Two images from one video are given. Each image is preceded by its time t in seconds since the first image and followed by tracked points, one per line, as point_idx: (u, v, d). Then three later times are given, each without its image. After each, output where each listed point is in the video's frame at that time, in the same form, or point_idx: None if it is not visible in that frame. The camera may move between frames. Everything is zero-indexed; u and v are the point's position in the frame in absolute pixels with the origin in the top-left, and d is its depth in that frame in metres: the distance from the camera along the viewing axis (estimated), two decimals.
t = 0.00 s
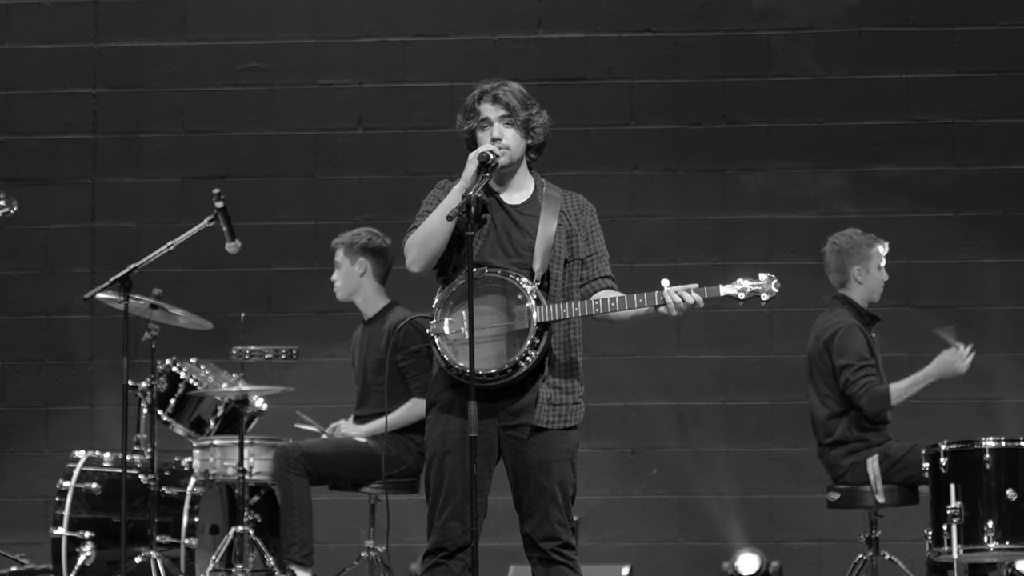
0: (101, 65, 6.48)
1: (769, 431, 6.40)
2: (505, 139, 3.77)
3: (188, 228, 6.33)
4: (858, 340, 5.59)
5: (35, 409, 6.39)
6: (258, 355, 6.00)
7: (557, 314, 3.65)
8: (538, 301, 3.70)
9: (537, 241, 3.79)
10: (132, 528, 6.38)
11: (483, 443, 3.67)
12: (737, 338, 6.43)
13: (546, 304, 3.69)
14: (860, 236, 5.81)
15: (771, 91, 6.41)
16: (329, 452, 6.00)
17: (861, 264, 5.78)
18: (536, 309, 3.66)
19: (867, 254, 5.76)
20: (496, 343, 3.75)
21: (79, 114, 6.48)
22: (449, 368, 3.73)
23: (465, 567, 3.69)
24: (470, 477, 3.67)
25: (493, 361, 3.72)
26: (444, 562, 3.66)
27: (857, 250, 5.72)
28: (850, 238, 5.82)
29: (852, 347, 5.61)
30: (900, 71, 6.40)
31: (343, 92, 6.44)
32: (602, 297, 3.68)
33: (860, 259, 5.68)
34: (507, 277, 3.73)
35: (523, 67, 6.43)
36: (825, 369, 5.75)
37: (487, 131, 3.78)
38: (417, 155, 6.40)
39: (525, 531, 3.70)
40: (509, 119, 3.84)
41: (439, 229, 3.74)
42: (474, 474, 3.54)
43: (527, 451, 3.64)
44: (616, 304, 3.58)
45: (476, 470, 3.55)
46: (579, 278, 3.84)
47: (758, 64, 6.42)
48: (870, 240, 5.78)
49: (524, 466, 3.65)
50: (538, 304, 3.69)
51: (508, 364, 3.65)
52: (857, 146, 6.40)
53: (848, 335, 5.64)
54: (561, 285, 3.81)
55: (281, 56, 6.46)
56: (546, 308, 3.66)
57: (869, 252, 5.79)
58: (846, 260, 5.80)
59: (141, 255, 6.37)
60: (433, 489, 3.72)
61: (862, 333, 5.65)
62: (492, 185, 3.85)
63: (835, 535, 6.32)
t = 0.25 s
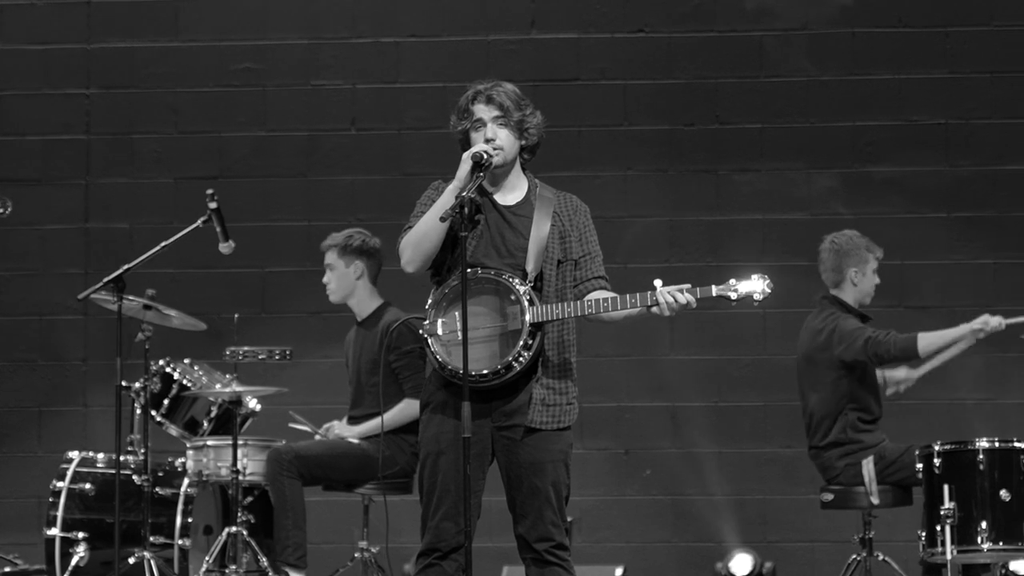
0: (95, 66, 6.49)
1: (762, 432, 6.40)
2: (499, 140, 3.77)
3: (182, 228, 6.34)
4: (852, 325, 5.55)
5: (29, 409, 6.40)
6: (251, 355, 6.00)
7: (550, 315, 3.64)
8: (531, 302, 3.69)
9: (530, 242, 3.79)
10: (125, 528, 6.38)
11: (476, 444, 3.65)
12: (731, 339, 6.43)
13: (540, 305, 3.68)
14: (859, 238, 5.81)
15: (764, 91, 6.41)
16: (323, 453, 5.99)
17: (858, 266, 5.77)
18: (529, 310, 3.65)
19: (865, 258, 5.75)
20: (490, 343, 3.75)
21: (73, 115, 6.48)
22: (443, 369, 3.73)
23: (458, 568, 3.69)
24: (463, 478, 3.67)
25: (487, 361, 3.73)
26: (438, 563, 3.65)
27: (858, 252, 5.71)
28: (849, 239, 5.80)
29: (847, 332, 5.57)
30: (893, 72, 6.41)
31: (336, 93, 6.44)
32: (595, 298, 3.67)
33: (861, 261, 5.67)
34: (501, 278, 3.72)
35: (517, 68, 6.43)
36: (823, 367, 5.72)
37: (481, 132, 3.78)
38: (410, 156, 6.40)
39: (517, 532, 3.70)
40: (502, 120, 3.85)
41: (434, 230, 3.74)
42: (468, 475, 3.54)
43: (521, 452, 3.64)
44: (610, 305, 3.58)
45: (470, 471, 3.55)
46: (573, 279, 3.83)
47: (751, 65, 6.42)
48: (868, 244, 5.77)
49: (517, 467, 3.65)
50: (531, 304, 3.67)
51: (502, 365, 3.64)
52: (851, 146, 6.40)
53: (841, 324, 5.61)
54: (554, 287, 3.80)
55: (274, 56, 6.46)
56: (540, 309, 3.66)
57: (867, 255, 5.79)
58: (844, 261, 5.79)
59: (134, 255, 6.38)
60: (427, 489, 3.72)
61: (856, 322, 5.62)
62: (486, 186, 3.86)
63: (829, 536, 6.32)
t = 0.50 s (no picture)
0: (91, 66, 6.49)
1: (758, 432, 6.40)
2: (496, 141, 3.77)
3: (178, 228, 6.33)
4: (869, 324, 5.56)
5: (25, 410, 6.40)
6: (248, 355, 5.99)
7: (546, 315, 3.66)
8: (527, 302, 3.70)
9: (526, 243, 3.80)
10: (122, 529, 6.38)
11: (473, 444, 3.66)
12: (727, 339, 6.43)
13: (536, 305, 3.69)
14: (878, 243, 5.81)
15: (760, 92, 6.41)
16: (319, 452, 5.99)
17: (875, 270, 5.77)
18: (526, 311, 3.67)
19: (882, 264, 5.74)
20: (486, 343, 3.74)
21: (69, 115, 6.48)
22: (440, 369, 3.73)
23: (455, 568, 3.69)
24: (461, 478, 3.67)
25: (483, 360, 3.73)
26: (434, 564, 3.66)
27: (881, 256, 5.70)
28: (867, 243, 5.78)
29: (862, 331, 5.58)
30: (890, 73, 6.41)
31: (333, 93, 6.43)
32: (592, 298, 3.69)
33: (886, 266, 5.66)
34: (497, 278, 3.73)
35: (514, 68, 6.43)
36: (835, 367, 5.71)
37: (478, 132, 3.77)
38: (407, 156, 6.40)
39: (514, 533, 3.70)
40: (499, 120, 3.84)
41: (430, 231, 3.74)
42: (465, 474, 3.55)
43: (518, 452, 3.63)
44: (607, 305, 3.60)
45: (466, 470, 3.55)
46: (570, 279, 3.86)
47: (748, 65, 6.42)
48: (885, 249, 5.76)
49: (515, 468, 3.64)
50: (528, 304, 3.70)
51: (499, 365, 3.65)
52: (847, 147, 6.40)
53: (856, 322, 5.61)
54: (551, 287, 3.82)
55: (271, 57, 6.46)
56: (536, 309, 3.67)
57: (884, 260, 5.79)
58: (863, 264, 5.77)
59: (130, 255, 6.38)
60: (425, 489, 3.72)
61: (868, 319, 5.63)
62: (483, 186, 3.85)
63: (825, 537, 6.32)
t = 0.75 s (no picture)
0: (84, 67, 6.49)
1: (752, 432, 6.39)
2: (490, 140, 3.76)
3: (171, 229, 6.33)
4: (883, 328, 5.49)
5: (19, 410, 6.40)
6: (241, 355, 5.98)
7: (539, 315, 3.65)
8: (521, 302, 3.69)
9: (520, 243, 3.78)
10: (115, 529, 6.37)
11: (467, 444, 3.67)
12: (720, 339, 6.43)
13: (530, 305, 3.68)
14: (892, 246, 5.75)
15: (754, 92, 6.41)
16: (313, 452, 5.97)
17: (888, 274, 5.71)
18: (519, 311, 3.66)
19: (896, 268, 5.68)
20: (479, 343, 3.74)
21: (62, 116, 6.48)
22: (433, 369, 3.73)
23: (449, 569, 3.69)
24: (455, 478, 3.66)
25: (477, 361, 3.72)
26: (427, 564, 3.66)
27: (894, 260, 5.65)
28: (882, 246, 5.72)
29: (876, 335, 5.51)
30: (883, 73, 6.41)
31: (326, 93, 6.44)
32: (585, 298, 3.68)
33: (899, 271, 5.60)
34: (491, 278, 3.73)
35: (508, 68, 6.43)
36: (846, 368, 5.66)
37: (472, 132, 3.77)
38: (400, 156, 6.40)
39: (507, 533, 3.70)
40: (494, 120, 3.83)
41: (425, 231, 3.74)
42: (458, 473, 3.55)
43: (511, 452, 3.63)
44: (602, 305, 3.59)
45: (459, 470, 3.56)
46: (563, 279, 3.81)
47: (741, 66, 6.42)
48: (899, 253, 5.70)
49: (508, 469, 3.64)
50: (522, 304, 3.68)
51: (492, 365, 3.65)
52: (840, 147, 6.40)
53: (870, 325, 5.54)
54: (545, 287, 3.79)
55: (264, 57, 6.46)
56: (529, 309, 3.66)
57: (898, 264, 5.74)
58: (876, 267, 5.71)
59: (124, 256, 6.38)
60: (421, 488, 3.72)
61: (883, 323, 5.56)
62: (477, 187, 3.85)
63: (818, 537, 6.32)
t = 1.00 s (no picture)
0: (72, 67, 6.49)
1: (740, 433, 6.39)
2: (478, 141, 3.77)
3: (160, 230, 6.34)
4: (890, 331, 5.49)
5: (7, 411, 6.39)
6: (230, 356, 5.97)
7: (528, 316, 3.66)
8: (509, 303, 3.70)
9: (508, 244, 3.78)
10: (103, 530, 6.36)
11: (455, 445, 3.67)
12: (709, 340, 6.43)
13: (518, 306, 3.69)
14: (896, 250, 5.74)
15: (742, 93, 6.42)
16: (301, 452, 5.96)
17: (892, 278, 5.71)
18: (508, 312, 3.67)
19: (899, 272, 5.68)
20: (468, 344, 3.75)
21: (51, 116, 6.48)
22: (421, 370, 3.74)
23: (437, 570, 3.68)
24: (444, 480, 3.67)
25: (465, 362, 3.73)
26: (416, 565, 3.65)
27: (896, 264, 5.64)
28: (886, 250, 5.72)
29: (883, 337, 5.51)
30: (871, 74, 6.41)
31: (315, 94, 6.44)
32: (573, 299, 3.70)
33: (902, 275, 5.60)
34: (479, 279, 3.73)
35: (497, 69, 6.43)
36: (850, 368, 5.64)
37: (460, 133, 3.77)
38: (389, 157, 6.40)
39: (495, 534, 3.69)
40: (482, 121, 3.84)
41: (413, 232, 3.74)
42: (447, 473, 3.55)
43: (500, 453, 3.64)
44: (590, 306, 3.61)
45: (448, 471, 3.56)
46: (552, 280, 3.83)
47: (729, 66, 6.42)
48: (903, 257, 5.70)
49: (497, 469, 3.65)
50: (510, 306, 3.70)
51: (480, 366, 3.66)
52: (829, 147, 6.41)
53: (877, 327, 5.53)
54: (533, 288, 3.81)
55: (253, 58, 6.46)
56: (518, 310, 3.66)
57: (901, 268, 5.73)
58: (879, 271, 5.71)
59: (112, 256, 6.38)
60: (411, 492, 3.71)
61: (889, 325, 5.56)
62: (465, 188, 3.85)
63: (806, 538, 6.32)
